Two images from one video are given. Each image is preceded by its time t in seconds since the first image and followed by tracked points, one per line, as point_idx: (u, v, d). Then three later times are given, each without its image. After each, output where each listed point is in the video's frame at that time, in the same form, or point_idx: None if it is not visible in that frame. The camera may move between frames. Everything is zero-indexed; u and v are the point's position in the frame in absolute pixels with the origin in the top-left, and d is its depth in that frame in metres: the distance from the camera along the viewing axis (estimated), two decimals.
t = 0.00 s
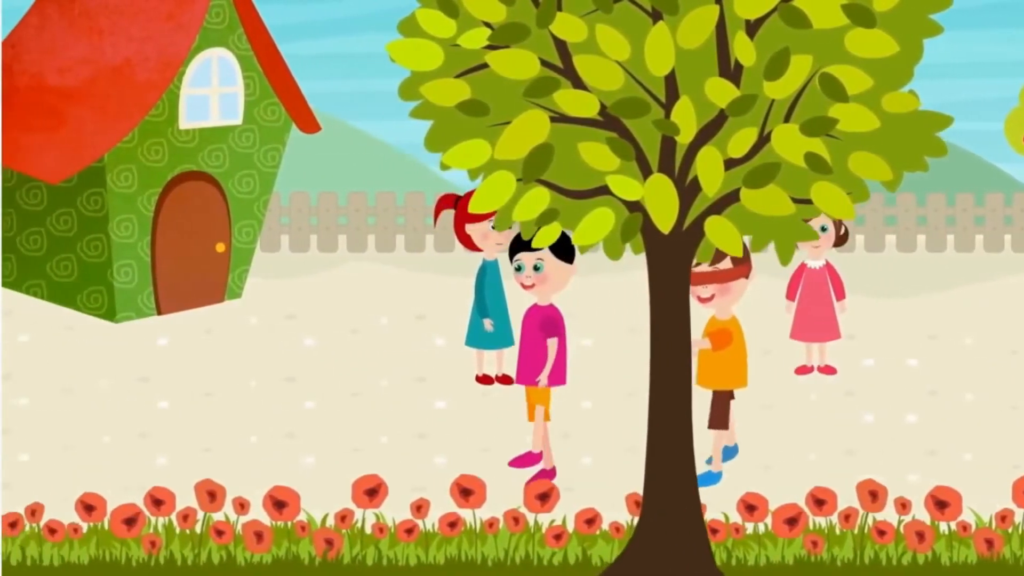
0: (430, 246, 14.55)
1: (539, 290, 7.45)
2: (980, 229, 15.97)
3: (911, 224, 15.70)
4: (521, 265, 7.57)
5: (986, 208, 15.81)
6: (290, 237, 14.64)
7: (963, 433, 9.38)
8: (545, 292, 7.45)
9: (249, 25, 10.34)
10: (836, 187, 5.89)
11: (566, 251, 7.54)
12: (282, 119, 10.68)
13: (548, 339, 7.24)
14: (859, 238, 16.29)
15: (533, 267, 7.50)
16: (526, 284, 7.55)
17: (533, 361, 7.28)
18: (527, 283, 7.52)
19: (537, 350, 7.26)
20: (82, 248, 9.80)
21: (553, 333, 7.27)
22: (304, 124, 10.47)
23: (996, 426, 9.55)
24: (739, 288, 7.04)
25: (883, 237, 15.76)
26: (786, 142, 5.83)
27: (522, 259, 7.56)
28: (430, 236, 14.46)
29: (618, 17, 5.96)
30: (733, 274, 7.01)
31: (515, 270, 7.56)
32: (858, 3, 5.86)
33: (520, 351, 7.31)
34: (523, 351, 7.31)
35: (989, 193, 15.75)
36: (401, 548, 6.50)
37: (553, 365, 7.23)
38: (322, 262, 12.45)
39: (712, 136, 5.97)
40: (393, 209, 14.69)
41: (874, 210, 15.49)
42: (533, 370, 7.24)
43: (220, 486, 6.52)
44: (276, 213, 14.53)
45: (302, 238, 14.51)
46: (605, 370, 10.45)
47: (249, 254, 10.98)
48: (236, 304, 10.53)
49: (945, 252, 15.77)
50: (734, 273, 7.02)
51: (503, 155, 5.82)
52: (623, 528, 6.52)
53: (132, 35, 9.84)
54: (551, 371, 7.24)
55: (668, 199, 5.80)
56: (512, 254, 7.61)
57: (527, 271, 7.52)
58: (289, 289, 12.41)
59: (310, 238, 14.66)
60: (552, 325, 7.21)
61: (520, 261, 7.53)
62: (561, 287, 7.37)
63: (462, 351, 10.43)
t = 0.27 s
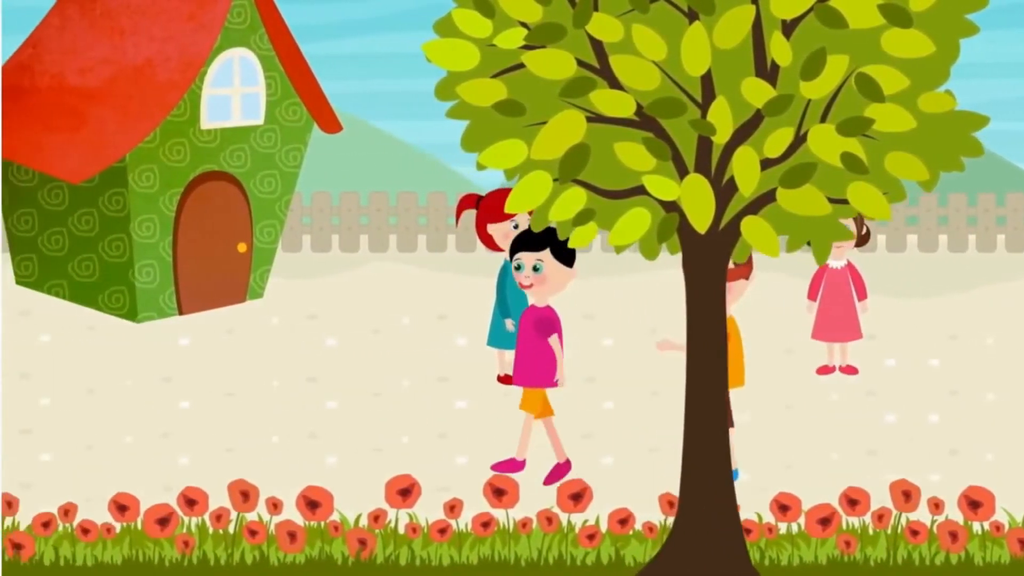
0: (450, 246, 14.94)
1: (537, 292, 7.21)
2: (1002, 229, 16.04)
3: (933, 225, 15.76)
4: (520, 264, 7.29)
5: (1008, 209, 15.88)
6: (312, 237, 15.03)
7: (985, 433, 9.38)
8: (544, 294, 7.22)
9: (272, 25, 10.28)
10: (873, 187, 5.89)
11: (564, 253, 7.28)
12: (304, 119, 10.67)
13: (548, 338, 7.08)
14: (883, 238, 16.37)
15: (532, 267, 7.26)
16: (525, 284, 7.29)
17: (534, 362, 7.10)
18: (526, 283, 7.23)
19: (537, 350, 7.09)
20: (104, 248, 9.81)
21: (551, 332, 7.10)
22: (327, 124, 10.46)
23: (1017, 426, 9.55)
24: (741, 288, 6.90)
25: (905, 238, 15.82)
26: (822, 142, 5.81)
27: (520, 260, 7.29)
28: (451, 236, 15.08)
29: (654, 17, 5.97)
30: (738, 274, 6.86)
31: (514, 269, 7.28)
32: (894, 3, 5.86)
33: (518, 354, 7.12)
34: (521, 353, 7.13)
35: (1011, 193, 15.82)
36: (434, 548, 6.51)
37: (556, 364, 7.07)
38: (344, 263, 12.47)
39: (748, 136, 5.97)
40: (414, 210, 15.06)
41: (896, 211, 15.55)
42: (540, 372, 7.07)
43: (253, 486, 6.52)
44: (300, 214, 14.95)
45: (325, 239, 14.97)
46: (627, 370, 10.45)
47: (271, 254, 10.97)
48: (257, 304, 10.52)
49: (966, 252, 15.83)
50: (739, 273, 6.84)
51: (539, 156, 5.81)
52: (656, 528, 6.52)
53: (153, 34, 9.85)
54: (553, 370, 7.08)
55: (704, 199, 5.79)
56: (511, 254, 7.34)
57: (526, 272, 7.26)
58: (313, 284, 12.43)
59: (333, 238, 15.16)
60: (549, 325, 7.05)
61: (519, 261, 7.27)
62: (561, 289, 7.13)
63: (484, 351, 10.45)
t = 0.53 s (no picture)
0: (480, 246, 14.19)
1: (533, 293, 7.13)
2: None
3: (957, 224, 15.57)
4: (519, 265, 7.24)
5: None
6: (335, 237, 14.21)
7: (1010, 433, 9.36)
8: (540, 294, 7.15)
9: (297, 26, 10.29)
10: (916, 187, 5.88)
11: (561, 253, 7.20)
12: (330, 119, 10.65)
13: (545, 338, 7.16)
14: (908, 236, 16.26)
15: (530, 267, 7.15)
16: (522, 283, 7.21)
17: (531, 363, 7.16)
18: (522, 283, 7.18)
19: (534, 351, 7.16)
20: (128, 248, 9.81)
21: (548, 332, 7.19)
22: (352, 125, 10.47)
23: None
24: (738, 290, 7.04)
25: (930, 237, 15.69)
26: (865, 142, 5.83)
27: (518, 258, 7.21)
28: (478, 237, 14.24)
29: (697, 17, 5.96)
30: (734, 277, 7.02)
31: (512, 269, 7.24)
32: (936, 3, 5.86)
33: (515, 355, 7.18)
34: (517, 354, 7.19)
35: None
36: (473, 548, 6.50)
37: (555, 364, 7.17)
38: (370, 263, 12.47)
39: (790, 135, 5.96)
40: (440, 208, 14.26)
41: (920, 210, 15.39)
42: (535, 372, 7.15)
43: (291, 486, 6.52)
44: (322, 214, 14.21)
45: (349, 239, 14.21)
46: (654, 370, 10.44)
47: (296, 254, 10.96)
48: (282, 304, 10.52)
49: (992, 253, 15.65)
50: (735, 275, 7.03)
51: (582, 155, 5.81)
52: (695, 528, 6.51)
53: (178, 35, 9.84)
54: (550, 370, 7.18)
55: (747, 199, 5.78)
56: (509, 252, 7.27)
57: (523, 271, 7.18)
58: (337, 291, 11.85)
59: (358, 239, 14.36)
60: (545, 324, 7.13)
61: (517, 259, 7.20)
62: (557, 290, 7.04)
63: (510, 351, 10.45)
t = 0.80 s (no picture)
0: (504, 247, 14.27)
1: (529, 292, 7.12)
2: None
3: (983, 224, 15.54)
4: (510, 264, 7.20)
5: None
6: (361, 236, 14.12)
7: None
8: (533, 293, 7.12)
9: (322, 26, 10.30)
10: (958, 187, 5.87)
11: (552, 250, 7.20)
12: (355, 119, 10.67)
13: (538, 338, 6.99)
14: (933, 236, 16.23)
15: (523, 267, 7.12)
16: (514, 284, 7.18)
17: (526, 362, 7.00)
18: (515, 282, 7.15)
19: (526, 349, 7.00)
20: (154, 248, 9.81)
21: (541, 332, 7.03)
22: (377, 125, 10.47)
23: None
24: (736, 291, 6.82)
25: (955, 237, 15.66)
26: (907, 142, 5.81)
27: (509, 259, 7.16)
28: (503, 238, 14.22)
29: (739, 17, 5.96)
30: (733, 278, 6.81)
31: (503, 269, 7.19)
32: (979, 3, 5.86)
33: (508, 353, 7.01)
34: (510, 352, 7.02)
35: None
36: (512, 548, 6.49)
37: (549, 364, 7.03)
38: (395, 262, 12.47)
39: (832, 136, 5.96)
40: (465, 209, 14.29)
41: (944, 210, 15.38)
42: (526, 370, 6.99)
43: (330, 486, 6.52)
44: (348, 213, 14.11)
45: (375, 238, 14.15)
46: (679, 371, 10.44)
47: (321, 254, 10.96)
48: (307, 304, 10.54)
49: (1016, 253, 15.64)
50: (733, 276, 6.82)
51: (625, 155, 5.82)
52: (734, 528, 6.51)
53: (204, 34, 9.86)
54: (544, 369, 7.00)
55: (789, 199, 5.77)
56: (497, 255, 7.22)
57: (516, 272, 7.13)
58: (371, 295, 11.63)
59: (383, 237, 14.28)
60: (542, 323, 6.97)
61: (508, 261, 7.14)
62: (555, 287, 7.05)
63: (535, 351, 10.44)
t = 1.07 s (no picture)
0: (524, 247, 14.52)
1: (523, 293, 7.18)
2: None
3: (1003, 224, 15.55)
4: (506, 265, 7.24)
5: None
6: (383, 237, 14.38)
7: None
8: (528, 292, 7.17)
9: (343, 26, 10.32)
10: (995, 187, 5.87)
11: (546, 250, 7.26)
12: (376, 119, 10.70)
13: (528, 339, 6.85)
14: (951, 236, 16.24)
15: (517, 268, 7.20)
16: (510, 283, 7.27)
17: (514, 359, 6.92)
18: (510, 285, 7.21)
19: (515, 346, 6.89)
20: (175, 248, 9.81)
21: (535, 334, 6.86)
22: (399, 125, 10.48)
23: None
24: (729, 287, 6.86)
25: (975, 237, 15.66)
26: (944, 142, 5.80)
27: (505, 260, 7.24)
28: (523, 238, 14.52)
29: (776, 17, 5.96)
30: (725, 275, 6.88)
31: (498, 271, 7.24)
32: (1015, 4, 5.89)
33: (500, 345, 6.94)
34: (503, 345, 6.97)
35: None
36: (545, 548, 6.50)
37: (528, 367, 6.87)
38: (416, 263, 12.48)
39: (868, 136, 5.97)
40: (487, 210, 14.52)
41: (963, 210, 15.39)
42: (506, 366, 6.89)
43: (363, 486, 6.52)
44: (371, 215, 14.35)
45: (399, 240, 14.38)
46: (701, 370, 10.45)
47: (343, 254, 10.96)
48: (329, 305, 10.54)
49: None
50: (725, 273, 6.89)
51: (661, 155, 5.81)
52: (767, 528, 6.52)
53: (225, 34, 9.87)
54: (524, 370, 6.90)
55: (826, 199, 5.77)
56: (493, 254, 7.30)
57: (509, 273, 7.21)
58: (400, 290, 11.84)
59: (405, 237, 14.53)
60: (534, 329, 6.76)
61: (502, 262, 7.20)
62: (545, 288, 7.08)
63: (557, 351, 10.44)
